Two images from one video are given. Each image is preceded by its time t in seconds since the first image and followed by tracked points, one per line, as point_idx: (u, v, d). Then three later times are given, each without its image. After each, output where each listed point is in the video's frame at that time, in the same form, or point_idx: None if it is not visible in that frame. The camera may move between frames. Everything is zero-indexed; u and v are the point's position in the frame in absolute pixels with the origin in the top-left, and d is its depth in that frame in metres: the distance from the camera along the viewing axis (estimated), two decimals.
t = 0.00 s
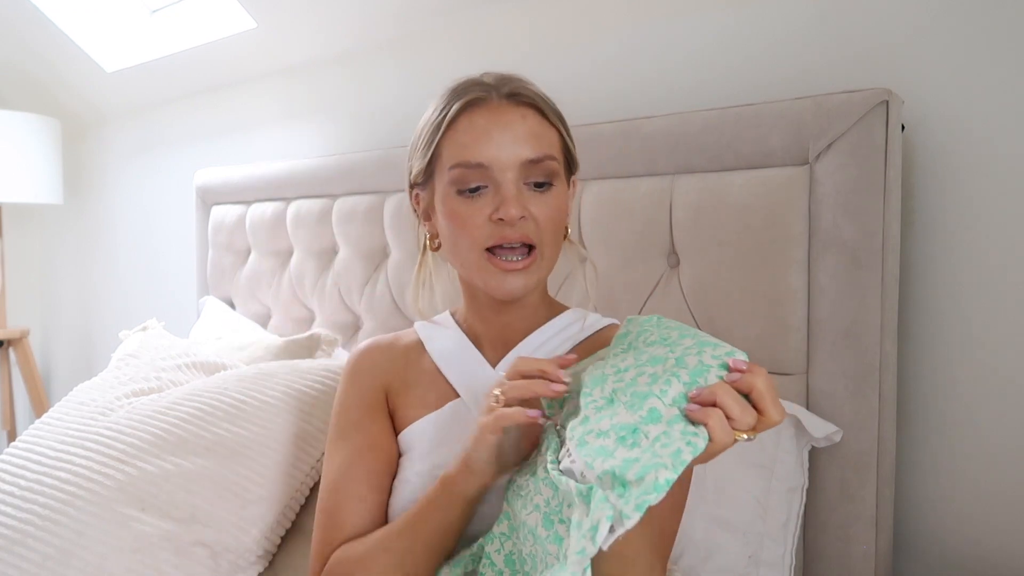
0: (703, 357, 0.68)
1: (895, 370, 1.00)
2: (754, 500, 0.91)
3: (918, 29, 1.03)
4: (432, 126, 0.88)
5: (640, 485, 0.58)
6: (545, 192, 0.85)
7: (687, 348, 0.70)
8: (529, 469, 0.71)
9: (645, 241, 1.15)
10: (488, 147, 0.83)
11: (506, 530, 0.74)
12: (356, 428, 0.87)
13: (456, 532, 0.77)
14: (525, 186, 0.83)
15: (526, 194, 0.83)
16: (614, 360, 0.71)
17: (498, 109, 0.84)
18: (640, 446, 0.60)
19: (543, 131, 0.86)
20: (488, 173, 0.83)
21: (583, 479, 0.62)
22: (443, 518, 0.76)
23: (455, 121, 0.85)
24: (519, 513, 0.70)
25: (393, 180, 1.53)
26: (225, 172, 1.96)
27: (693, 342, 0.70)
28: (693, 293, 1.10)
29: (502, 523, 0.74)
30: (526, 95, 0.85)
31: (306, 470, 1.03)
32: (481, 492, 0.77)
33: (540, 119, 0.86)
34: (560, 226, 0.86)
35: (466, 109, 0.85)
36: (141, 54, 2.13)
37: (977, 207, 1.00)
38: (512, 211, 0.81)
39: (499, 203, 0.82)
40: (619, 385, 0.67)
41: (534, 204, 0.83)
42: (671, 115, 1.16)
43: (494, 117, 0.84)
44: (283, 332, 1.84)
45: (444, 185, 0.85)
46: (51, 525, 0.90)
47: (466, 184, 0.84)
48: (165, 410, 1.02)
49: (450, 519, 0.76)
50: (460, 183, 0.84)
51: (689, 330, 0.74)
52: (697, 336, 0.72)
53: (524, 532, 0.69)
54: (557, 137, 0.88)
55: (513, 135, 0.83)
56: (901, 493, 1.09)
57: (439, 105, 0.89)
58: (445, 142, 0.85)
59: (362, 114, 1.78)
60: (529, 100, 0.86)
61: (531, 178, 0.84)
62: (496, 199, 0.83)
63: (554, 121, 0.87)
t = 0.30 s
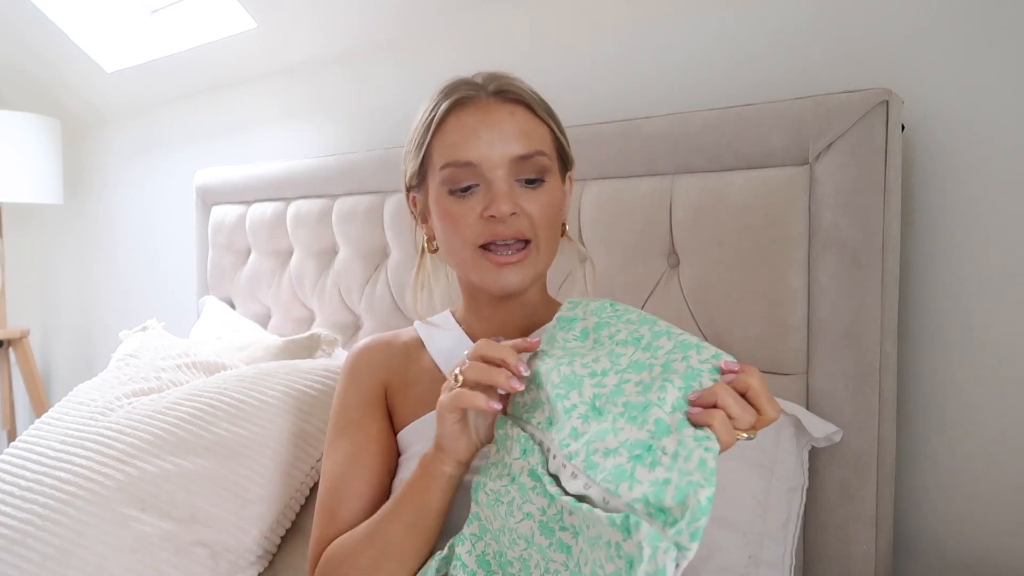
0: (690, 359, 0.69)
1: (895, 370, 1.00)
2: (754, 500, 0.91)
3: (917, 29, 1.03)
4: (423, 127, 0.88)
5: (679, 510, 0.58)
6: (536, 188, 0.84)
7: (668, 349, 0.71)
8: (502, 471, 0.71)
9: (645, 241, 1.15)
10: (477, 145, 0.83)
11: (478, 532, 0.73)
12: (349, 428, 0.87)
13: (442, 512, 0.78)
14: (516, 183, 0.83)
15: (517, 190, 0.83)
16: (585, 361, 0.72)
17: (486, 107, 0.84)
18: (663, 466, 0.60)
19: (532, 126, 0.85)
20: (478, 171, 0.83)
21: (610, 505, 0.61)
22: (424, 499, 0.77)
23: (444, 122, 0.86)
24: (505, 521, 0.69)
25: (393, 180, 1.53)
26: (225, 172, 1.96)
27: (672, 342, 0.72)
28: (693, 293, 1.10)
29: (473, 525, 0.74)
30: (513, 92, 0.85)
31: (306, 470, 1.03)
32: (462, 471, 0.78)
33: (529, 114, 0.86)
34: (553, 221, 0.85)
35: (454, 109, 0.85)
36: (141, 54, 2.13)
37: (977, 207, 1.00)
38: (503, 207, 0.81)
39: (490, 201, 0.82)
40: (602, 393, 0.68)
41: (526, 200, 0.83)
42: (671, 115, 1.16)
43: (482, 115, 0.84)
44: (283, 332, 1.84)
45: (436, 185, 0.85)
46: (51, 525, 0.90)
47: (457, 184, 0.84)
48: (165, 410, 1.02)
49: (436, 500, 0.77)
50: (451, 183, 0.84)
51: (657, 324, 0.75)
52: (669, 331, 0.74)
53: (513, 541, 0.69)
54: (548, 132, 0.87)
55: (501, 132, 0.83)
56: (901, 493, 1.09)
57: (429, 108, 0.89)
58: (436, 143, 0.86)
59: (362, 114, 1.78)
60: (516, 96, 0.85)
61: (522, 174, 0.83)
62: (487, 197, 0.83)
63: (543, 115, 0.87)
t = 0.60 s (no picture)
0: (663, 386, 0.67)
1: (895, 370, 1.00)
2: (754, 499, 0.91)
3: (918, 30, 1.03)
4: (425, 127, 0.89)
5: (691, 539, 0.59)
6: (536, 187, 0.84)
7: (639, 378, 0.69)
8: (478, 495, 0.70)
9: (645, 241, 1.15)
10: (476, 144, 0.83)
11: (445, 555, 0.71)
12: (346, 430, 0.88)
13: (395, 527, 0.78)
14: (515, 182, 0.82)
15: (516, 189, 0.83)
16: (559, 391, 0.70)
17: (486, 106, 0.84)
18: (662, 495, 0.60)
19: (532, 125, 0.85)
20: (477, 170, 0.83)
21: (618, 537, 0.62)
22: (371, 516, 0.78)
23: (445, 120, 0.86)
24: (485, 545, 0.68)
25: (393, 180, 1.53)
26: (225, 172, 1.96)
27: (642, 369, 0.70)
28: (693, 293, 1.10)
29: (437, 548, 0.71)
30: (513, 91, 0.85)
31: (306, 470, 1.03)
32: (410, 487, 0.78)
33: (529, 113, 0.86)
34: (553, 220, 0.84)
35: (454, 108, 0.86)
36: (141, 54, 2.13)
37: (977, 207, 1.00)
38: (501, 206, 0.80)
39: (488, 200, 0.82)
40: (581, 421, 0.66)
41: (525, 199, 0.82)
42: (671, 115, 1.16)
43: (481, 114, 0.84)
44: (283, 332, 1.84)
45: (436, 184, 0.86)
46: (51, 525, 0.90)
47: (456, 183, 0.84)
48: (165, 410, 1.02)
49: (385, 519, 0.78)
50: (450, 181, 0.84)
51: (622, 350, 0.73)
52: (635, 357, 0.72)
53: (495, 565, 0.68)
54: (549, 131, 0.87)
55: (500, 131, 0.83)
56: (901, 493, 1.09)
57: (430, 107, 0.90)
58: (436, 142, 0.86)
59: (362, 114, 1.78)
60: (516, 96, 0.85)
61: (521, 173, 0.83)
62: (485, 196, 0.82)
63: (544, 115, 0.86)
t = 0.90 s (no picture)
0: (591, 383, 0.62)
1: (895, 370, 1.00)
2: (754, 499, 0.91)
3: (917, 30, 1.03)
4: (428, 126, 0.89)
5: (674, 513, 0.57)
6: (538, 189, 0.83)
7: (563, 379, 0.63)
8: (445, 552, 0.61)
9: (645, 241, 1.15)
10: (477, 145, 0.82)
11: None
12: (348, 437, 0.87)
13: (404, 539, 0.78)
14: (515, 184, 0.82)
15: (516, 192, 0.82)
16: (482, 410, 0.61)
17: (489, 107, 0.84)
18: (639, 482, 0.58)
19: (535, 127, 0.85)
20: (477, 171, 0.82)
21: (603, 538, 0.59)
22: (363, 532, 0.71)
23: (447, 121, 0.86)
24: None
25: (393, 180, 1.53)
26: (225, 172, 1.96)
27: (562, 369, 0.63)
28: (693, 293, 1.10)
29: None
30: (517, 92, 0.85)
31: (306, 470, 1.03)
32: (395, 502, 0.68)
33: (533, 115, 0.85)
34: (554, 223, 0.84)
35: (457, 108, 0.85)
36: (141, 54, 2.13)
37: (977, 207, 1.00)
38: (500, 209, 0.80)
39: (488, 202, 0.82)
40: (521, 436, 0.60)
41: (525, 202, 0.82)
42: (671, 115, 1.16)
43: (483, 115, 0.84)
44: (283, 332, 1.84)
45: (437, 185, 0.86)
46: (51, 525, 0.90)
47: (456, 184, 0.84)
48: (165, 410, 1.02)
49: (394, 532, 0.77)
50: (451, 182, 0.84)
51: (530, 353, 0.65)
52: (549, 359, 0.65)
53: None
54: (554, 133, 0.86)
55: (501, 132, 0.83)
56: (901, 493, 1.09)
57: (434, 106, 0.90)
58: (438, 141, 0.86)
59: (362, 114, 1.78)
60: (520, 97, 0.85)
61: (522, 176, 0.82)
62: (485, 198, 0.82)
63: (547, 116, 0.86)
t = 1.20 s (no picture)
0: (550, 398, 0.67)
1: (895, 370, 1.00)
2: (754, 499, 0.91)
3: (917, 30, 1.03)
4: (423, 128, 0.90)
5: (606, 542, 0.59)
6: (525, 192, 0.82)
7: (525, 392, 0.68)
8: (382, 544, 0.71)
9: (645, 241, 1.15)
10: (463, 149, 0.82)
11: None
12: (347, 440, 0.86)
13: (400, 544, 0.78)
14: (501, 187, 0.82)
15: (502, 195, 0.82)
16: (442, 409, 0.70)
17: (475, 110, 0.84)
18: (576, 500, 0.62)
19: (524, 128, 0.83)
20: (463, 174, 0.82)
21: (528, 546, 0.63)
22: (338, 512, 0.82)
23: (437, 125, 0.86)
24: None
25: (393, 180, 1.53)
26: (225, 172, 1.96)
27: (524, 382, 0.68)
28: (693, 293, 1.10)
29: None
30: (504, 93, 0.84)
31: (306, 470, 1.02)
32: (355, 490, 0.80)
33: (521, 116, 0.84)
34: (544, 225, 0.83)
35: (447, 111, 0.85)
36: (141, 54, 2.13)
37: (977, 207, 1.00)
38: (483, 213, 0.80)
39: (473, 206, 0.82)
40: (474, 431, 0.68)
41: (511, 206, 0.81)
42: (671, 115, 1.16)
43: (470, 118, 0.83)
44: (283, 332, 1.84)
45: (428, 188, 0.86)
46: (51, 525, 0.90)
47: (445, 188, 0.84)
48: (165, 410, 1.02)
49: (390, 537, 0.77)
50: (440, 186, 0.85)
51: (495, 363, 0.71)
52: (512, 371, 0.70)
53: None
54: (545, 134, 0.85)
55: (487, 135, 0.82)
56: (901, 493, 1.09)
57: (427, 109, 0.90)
58: (429, 144, 0.86)
59: (362, 114, 1.78)
60: (507, 98, 0.84)
61: (508, 179, 0.82)
62: (471, 202, 0.82)
63: (537, 116, 0.84)
